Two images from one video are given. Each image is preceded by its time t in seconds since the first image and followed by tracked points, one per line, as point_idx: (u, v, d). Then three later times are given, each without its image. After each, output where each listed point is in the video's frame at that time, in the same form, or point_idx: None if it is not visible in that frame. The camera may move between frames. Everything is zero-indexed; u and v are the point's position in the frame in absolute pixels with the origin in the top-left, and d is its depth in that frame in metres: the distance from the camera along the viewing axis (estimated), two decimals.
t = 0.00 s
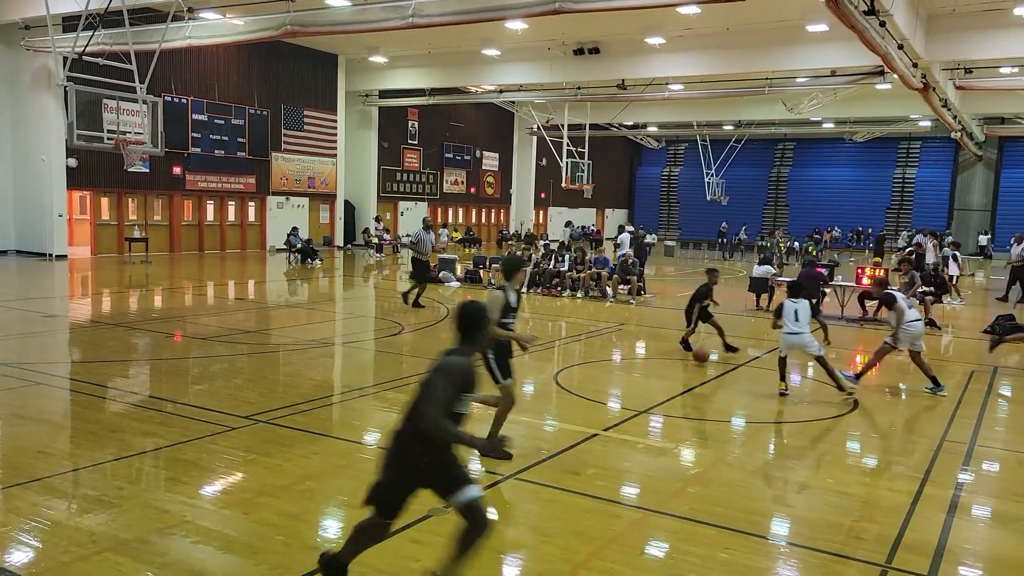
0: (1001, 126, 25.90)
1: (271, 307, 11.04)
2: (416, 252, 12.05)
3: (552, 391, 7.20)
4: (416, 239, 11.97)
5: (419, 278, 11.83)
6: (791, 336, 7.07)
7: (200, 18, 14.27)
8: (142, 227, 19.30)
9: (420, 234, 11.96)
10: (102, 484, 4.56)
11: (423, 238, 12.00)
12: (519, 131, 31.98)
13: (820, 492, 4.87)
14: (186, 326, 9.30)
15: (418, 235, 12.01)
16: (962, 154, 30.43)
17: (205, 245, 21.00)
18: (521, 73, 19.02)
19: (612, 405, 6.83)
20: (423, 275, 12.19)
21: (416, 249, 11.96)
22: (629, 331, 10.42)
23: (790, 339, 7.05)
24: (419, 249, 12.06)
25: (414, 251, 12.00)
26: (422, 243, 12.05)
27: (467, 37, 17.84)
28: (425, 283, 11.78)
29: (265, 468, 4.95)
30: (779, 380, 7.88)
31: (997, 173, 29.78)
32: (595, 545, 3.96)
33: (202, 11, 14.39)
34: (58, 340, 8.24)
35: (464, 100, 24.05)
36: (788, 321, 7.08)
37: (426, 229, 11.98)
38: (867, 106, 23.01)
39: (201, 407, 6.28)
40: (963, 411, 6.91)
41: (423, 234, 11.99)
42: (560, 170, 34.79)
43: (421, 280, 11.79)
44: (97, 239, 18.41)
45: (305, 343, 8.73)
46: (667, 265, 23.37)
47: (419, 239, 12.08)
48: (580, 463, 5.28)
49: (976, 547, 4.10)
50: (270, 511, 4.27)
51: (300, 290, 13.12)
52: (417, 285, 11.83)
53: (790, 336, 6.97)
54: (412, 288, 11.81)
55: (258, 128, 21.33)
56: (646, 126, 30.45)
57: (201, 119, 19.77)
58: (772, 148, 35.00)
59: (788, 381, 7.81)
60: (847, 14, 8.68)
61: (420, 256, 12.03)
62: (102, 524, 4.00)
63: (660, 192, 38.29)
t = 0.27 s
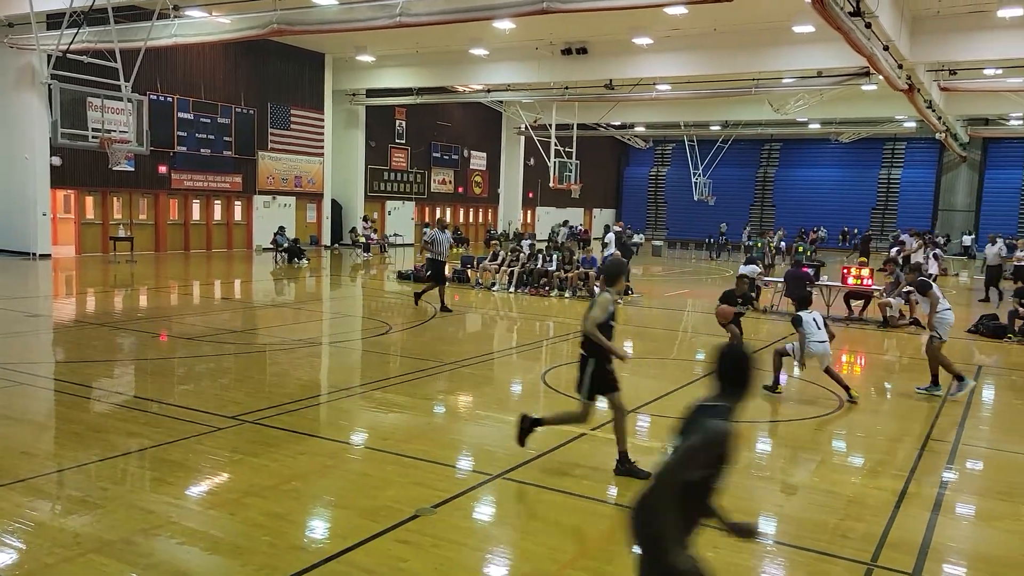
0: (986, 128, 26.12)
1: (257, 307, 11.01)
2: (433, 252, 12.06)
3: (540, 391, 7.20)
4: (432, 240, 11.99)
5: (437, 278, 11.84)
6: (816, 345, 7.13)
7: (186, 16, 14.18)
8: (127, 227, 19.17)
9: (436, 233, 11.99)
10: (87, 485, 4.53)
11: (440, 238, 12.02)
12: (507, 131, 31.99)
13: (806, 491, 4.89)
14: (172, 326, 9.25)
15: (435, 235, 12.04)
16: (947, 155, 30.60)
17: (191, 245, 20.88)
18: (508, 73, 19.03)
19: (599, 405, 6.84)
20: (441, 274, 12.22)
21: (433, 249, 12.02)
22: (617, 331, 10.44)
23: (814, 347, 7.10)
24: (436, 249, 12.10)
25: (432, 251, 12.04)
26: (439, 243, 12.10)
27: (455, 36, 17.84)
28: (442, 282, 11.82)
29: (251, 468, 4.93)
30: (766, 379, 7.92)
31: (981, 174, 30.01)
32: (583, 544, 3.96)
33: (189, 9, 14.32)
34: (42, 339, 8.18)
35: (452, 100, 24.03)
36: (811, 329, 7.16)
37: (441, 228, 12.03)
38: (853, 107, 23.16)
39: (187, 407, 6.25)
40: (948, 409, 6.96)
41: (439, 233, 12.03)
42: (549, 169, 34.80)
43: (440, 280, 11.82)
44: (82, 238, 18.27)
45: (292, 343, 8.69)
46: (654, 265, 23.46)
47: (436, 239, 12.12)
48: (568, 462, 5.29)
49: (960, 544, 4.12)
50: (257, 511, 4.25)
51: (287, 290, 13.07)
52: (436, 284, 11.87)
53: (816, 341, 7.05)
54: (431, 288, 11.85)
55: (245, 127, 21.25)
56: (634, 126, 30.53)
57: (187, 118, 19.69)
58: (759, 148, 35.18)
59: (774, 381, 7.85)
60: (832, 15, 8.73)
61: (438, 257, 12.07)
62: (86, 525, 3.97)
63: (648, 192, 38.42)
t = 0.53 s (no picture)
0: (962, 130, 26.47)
1: (237, 307, 10.93)
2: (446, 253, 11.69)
3: (522, 391, 7.20)
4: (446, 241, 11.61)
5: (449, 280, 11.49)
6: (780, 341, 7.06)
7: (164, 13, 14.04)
8: (104, 226, 18.94)
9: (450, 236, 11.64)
10: (63, 487, 4.47)
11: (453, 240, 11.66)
12: (489, 130, 31.98)
13: (786, 489, 4.92)
14: (150, 327, 9.15)
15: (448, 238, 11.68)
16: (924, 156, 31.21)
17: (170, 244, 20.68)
18: (489, 73, 19.00)
19: (581, 405, 6.84)
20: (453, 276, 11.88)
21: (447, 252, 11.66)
22: (599, 331, 10.47)
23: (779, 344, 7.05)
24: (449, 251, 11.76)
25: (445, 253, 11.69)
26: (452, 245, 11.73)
27: (436, 36, 17.81)
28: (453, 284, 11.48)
29: (231, 469, 4.89)
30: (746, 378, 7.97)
31: (957, 175, 30.41)
32: (564, 543, 3.96)
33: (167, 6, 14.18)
34: (17, 340, 8.06)
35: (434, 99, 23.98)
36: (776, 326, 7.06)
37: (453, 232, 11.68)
38: (832, 109, 23.40)
39: (165, 408, 6.18)
40: (925, 408, 7.04)
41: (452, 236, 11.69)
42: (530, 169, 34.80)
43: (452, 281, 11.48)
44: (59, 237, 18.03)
45: (271, 343, 8.63)
46: (635, 265, 23.56)
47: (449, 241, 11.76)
48: (550, 462, 5.29)
49: (936, 541, 4.17)
50: (236, 512, 4.21)
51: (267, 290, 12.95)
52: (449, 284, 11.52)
53: (779, 338, 6.99)
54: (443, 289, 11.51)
55: (224, 125, 21.08)
56: (615, 126, 30.63)
57: (165, 116, 19.52)
58: (738, 149, 35.45)
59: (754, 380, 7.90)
60: (811, 18, 8.81)
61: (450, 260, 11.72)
62: (62, 528, 3.92)
63: (629, 192, 38.57)
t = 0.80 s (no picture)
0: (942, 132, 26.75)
1: (218, 307, 10.86)
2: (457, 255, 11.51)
3: (505, 391, 7.20)
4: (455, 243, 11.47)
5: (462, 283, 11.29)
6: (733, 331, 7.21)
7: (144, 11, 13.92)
8: (83, 225, 18.74)
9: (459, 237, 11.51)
10: (41, 490, 4.41)
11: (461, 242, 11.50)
12: (473, 130, 31.96)
13: (768, 488, 4.95)
14: (130, 327, 9.06)
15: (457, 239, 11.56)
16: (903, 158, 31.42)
17: (150, 244, 20.49)
18: (472, 73, 18.96)
19: (564, 405, 6.84)
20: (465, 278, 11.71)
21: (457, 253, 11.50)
22: (582, 330, 10.49)
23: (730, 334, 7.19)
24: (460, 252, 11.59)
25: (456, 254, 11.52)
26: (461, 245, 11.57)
27: (419, 35, 17.79)
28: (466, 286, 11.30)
29: (212, 470, 4.85)
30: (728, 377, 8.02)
31: (936, 176, 30.74)
32: (548, 544, 3.96)
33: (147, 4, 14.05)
34: None
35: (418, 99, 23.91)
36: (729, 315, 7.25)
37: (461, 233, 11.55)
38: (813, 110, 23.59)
39: (145, 409, 6.12)
40: (905, 406, 7.11)
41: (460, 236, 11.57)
42: (514, 169, 34.79)
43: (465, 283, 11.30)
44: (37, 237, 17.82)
45: (253, 344, 8.57)
46: (618, 265, 23.64)
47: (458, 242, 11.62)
48: (533, 462, 5.29)
49: (915, 538, 4.21)
50: (217, 514, 4.18)
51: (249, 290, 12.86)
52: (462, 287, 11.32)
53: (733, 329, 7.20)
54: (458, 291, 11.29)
55: (205, 123, 20.93)
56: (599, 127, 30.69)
57: (145, 114, 19.35)
58: (721, 150, 35.66)
59: (736, 379, 7.95)
60: (792, 19, 8.87)
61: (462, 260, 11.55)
62: (40, 531, 3.87)
63: (612, 192, 38.69)
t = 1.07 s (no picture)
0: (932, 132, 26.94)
1: (209, 307, 10.82)
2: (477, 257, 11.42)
3: (497, 391, 7.20)
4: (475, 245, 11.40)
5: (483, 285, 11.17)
6: (712, 346, 6.71)
7: (135, 10, 13.86)
8: (73, 225, 18.66)
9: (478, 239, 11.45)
10: (31, 491, 4.39)
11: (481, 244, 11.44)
12: (464, 131, 31.95)
13: (759, 487, 4.97)
14: (120, 327, 9.02)
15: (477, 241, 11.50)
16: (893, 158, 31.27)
17: (140, 244, 20.40)
18: (464, 73, 18.94)
19: (556, 405, 6.85)
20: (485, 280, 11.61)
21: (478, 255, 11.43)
22: (573, 330, 10.51)
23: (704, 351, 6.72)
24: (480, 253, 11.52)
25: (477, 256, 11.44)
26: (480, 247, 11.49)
27: (412, 35, 17.79)
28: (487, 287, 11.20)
29: (203, 471, 4.84)
30: (719, 377, 8.04)
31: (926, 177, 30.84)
32: (540, 543, 3.96)
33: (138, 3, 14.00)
34: None
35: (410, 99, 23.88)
36: (709, 329, 6.75)
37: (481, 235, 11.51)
38: (804, 111, 23.68)
39: (135, 410, 6.10)
40: (895, 406, 7.12)
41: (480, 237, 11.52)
42: (506, 170, 34.78)
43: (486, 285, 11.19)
44: (26, 237, 17.72)
45: (244, 344, 8.55)
46: (610, 265, 23.70)
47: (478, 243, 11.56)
48: (525, 462, 5.29)
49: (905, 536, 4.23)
50: (208, 515, 4.16)
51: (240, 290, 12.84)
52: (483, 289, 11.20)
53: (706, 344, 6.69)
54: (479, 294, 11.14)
55: (196, 123, 20.86)
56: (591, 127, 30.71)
57: (135, 114, 19.28)
58: (712, 150, 35.75)
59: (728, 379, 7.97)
60: (783, 20, 8.90)
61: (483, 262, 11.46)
62: (29, 533, 3.85)
63: (604, 192, 38.75)
